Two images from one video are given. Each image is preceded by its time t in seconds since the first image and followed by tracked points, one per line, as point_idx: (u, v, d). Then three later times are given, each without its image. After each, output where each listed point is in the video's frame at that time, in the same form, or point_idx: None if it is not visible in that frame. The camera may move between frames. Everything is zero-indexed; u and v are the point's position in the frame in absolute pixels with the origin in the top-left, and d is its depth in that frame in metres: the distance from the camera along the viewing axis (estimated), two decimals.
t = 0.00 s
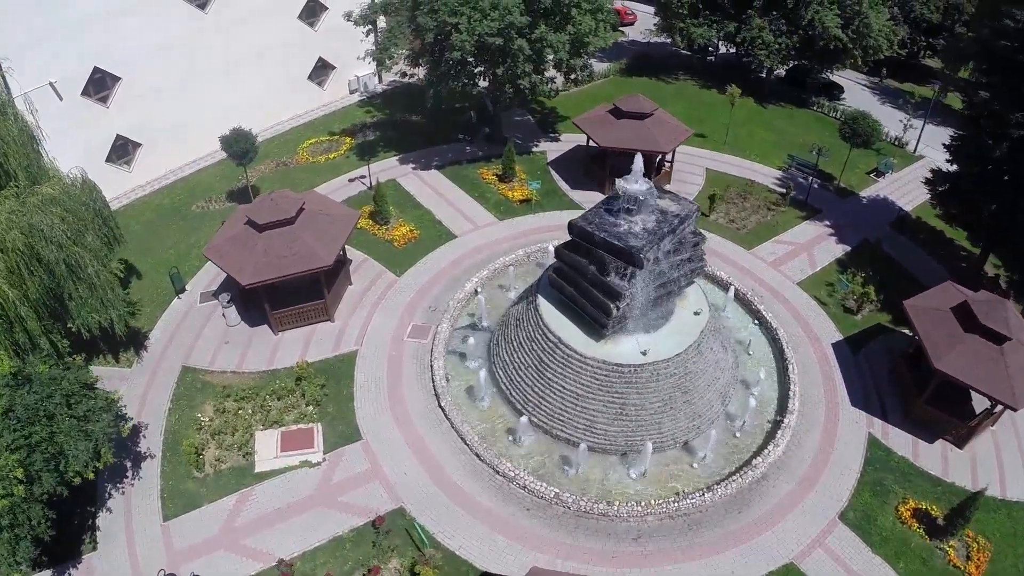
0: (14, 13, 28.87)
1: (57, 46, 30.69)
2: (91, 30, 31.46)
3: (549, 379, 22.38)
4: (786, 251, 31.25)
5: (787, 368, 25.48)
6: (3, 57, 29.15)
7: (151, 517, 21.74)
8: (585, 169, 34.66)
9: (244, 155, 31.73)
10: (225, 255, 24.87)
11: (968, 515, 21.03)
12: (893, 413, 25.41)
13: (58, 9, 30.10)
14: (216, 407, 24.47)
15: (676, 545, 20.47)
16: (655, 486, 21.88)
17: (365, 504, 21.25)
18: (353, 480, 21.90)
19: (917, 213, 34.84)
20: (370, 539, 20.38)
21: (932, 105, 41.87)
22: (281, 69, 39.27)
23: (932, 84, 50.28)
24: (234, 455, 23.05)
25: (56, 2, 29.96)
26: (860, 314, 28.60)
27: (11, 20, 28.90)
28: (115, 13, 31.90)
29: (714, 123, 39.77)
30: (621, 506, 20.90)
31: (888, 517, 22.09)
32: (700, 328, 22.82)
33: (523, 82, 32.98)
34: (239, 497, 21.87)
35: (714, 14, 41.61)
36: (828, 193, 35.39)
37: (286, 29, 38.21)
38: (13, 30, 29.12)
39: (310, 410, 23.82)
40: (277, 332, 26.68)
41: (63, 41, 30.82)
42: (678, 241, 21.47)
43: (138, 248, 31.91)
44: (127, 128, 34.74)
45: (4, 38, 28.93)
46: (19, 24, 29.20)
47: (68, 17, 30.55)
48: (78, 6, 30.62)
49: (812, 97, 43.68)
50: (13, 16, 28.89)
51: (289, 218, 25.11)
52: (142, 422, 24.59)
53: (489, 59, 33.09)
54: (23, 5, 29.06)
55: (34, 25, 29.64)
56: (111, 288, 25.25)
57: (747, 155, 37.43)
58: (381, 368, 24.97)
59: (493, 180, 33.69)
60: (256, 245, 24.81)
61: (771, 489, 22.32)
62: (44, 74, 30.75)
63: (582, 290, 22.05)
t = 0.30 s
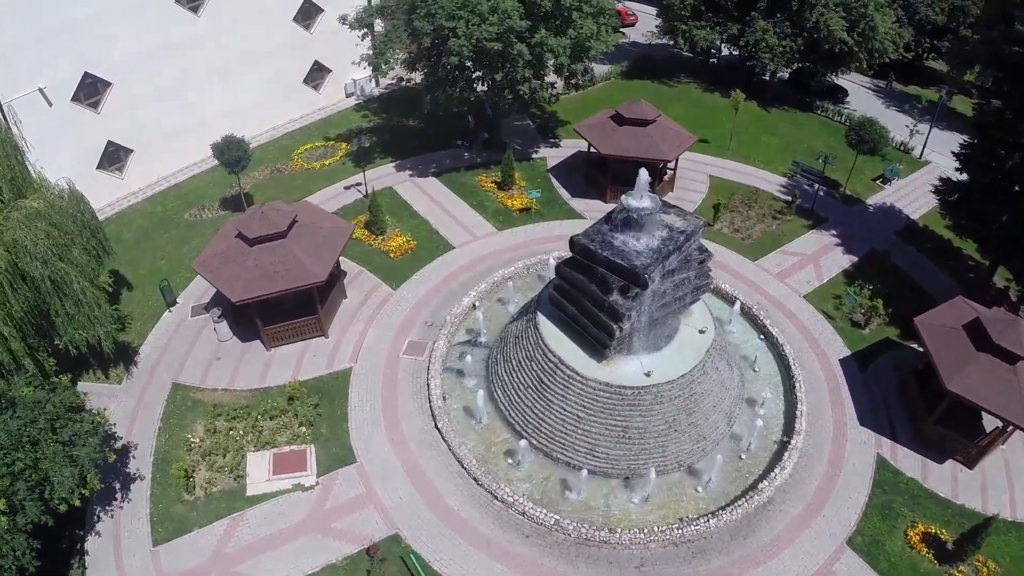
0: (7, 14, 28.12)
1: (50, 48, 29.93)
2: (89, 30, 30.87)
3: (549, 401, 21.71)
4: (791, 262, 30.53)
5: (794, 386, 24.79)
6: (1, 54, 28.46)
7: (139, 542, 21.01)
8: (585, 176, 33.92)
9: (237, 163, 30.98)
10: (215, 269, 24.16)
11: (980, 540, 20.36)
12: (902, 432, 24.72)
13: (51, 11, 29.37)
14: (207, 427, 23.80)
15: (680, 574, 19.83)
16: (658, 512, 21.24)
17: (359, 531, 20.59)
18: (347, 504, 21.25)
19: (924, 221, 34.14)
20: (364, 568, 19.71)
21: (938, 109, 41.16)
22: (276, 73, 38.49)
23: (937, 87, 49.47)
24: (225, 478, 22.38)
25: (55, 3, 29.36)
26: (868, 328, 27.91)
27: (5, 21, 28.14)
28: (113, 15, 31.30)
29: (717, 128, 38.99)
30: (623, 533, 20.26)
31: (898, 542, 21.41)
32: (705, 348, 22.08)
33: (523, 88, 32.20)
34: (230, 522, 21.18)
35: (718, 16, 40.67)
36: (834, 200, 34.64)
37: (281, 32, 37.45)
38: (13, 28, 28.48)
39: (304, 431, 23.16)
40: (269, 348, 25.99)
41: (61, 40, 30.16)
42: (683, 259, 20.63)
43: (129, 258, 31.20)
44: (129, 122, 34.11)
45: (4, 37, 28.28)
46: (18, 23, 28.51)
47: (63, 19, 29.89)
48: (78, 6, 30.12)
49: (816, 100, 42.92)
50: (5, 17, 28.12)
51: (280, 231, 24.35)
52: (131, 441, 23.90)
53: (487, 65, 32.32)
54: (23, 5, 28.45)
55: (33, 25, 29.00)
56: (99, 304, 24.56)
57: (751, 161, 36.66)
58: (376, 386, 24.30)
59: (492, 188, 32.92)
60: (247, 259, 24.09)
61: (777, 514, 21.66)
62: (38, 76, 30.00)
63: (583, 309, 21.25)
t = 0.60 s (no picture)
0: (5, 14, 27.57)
1: (48, 49, 29.37)
2: (89, 30, 30.31)
3: (549, 424, 21.05)
4: (798, 274, 29.82)
5: (802, 405, 24.10)
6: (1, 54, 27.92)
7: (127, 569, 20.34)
8: (587, 185, 33.20)
9: (229, 172, 30.27)
10: (205, 285, 23.48)
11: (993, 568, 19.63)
12: (912, 452, 23.97)
13: (49, 12, 28.81)
14: (197, 448, 23.15)
15: None
16: (662, 539, 20.56)
17: (353, 559, 19.91)
18: (341, 531, 20.57)
19: (933, 230, 33.40)
20: None
21: (945, 115, 40.46)
22: (271, 78, 37.75)
23: (943, 90, 48.65)
24: (216, 501, 21.72)
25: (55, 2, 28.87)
26: (876, 344, 27.19)
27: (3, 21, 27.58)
28: (112, 16, 30.74)
29: (721, 134, 38.26)
30: (626, 562, 19.58)
31: (908, 569, 20.67)
32: (711, 369, 21.35)
33: (523, 95, 31.45)
34: (219, 549, 20.49)
35: (722, 19, 40.09)
36: (841, 209, 33.91)
37: (275, 37, 36.71)
38: (13, 29, 27.91)
39: (297, 453, 22.51)
40: (262, 365, 25.32)
41: (59, 40, 29.57)
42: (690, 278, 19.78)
43: (121, 269, 30.53)
44: (128, 123, 33.46)
45: (4, 36, 27.73)
46: (17, 23, 27.96)
47: (63, 19, 29.35)
48: (78, 6, 29.59)
49: (821, 105, 42.17)
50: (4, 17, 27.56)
51: (272, 247, 23.64)
52: (121, 462, 23.28)
53: (486, 72, 31.60)
54: (23, 5, 27.95)
55: (33, 25, 28.46)
56: (88, 322, 23.90)
57: (756, 168, 35.93)
58: (371, 405, 23.64)
59: (492, 197, 32.19)
60: (238, 275, 23.42)
61: (785, 540, 20.95)
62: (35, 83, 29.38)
63: (586, 330, 20.51)
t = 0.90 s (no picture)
0: (5, 13, 27.15)
1: (49, 49, 28.94)
2: (89, 30, 29.81)
3: (550, 449, 20.43)
4: (805, 287, 29.12)
5: (810, 427, 23.43)
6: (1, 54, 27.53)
7: None
8: (588, 194, 32.48)
9: (222, 182, 29.56)
10: (194, 304, 22.78)
11: None
12: (922, 474, 23.25)
13: (48, 12, 28.32)
14: (188, 471, 22.51)
15: None
16: (666, 569, 19.91)
17: None
18: (335, 559, 19.91)
19: (941, 240, 32.68)
20: None
21: (953, 121, 39.75)
22: (266, 84, 36.98)
23: (948, 94, 47.85)
24: (206, 527, 21.06)
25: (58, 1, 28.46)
26: (885, 361, 26.48)
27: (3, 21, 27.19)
28: (112, 16, 30.23)
29: (725, 141, 37.52)
30: None
31: None
32: (718, 392, 20.64)
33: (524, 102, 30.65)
34: None
35: (726, 23, 39.43)
36: (848, 219, 33.19)
37: (269, 41, 35.87)
38: (13, 29, 27.53)
39: (290, 477, 21.87)
40: (255, 385, 24.67)
41: (59, 40, 29.09)
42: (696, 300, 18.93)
43: (112, 281, 29.90)
44: (128, 123, 32.85)
45: (3, 36, 27.32)
46: (17, 23, 27.58)
47: (63, 19, 28.87)
48: (77, 6, 29.07)
49: (825, 110, 41.41)
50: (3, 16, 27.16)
51: (263, 264, 22.88)
52: (110, 484, 22.65)
53: (486, 79, 30.87)
54: (23, 4, 27.51)
55: (33, 25, 28.06)
56: (76, 340, 23.24)
57: (761, 176, 35.19)
58: (367, 427, 23.00)
59: (491, 207, 31.47)
60: (229, 293, 22.72)
61: (792, 569, 20.28)
62: (33, 86, 29.04)
63: (588, 354, 19.81)
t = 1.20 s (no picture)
0: (4, 12, 26.65)
1: (50, 49, 28.44)
2: (90, 30, 29.27)
3: (550, 474, 19.80)
4: (812, 300, 28.48)
5: (817, 447, 22.79)
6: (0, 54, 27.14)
7: None
8: (589, 202, 31.81)
9: (213, 192, 28.88)
10: (183, 321, 22.13)
11: None
12: (930, 496, 22.58)
13: (48, 12, 27.84)
14: (178, 492, 21.87)
15: None
16: None
17: None
18: None
19: (948, 250, 32.00)
20: None
21: (960, 127, 39.07)
22: (260, 88, 36.27)
23: (953, 98, 47.09)
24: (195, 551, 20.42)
25: (63, 2, 28.07)
26: (893, 377, 25.83)
27: (2, 21, 26.69)
28: (113, 16, 29.71)
29: (728, 147, 36.86)
30: None
31: None
32: (723, 416, 19.98)
33: (524, 109, 29.91)
34: None
35: (729, 26, 38.63)
36: (854, 228, 32.52)
37: (264, 45, 35.16)
38: (13, 29, 27.04)
39: (283, 500, 21.26)
40: (247, 403, 24.05)
41: (60, 41, 28.57)
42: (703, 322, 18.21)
43: (103, 293, 29.27)
44: (127, 123, 32.26)
45: (3, 36, 26.87)
46: (17, 23, 27.09)
47: (63, 19, 28.35)
48: (79, 6, 28.61)
49: (830, 115, 40.71)
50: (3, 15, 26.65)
51: (254, 280, 22.22)
52: (99, 506, 22.03)
53: (485, 85, 30.17)
54: (23, 4, 27.04)
55: (33, 25, 27.57)
56: (63, 358, 22.63)
57: (765, 184, 34.52)
58: (361, 447, 22.39)
59: (490, 216, 30.83)
60: (219, 311, 22.07)
61: None
62: (34, 90, 28.68)
63: (590, 377, 19.18)
